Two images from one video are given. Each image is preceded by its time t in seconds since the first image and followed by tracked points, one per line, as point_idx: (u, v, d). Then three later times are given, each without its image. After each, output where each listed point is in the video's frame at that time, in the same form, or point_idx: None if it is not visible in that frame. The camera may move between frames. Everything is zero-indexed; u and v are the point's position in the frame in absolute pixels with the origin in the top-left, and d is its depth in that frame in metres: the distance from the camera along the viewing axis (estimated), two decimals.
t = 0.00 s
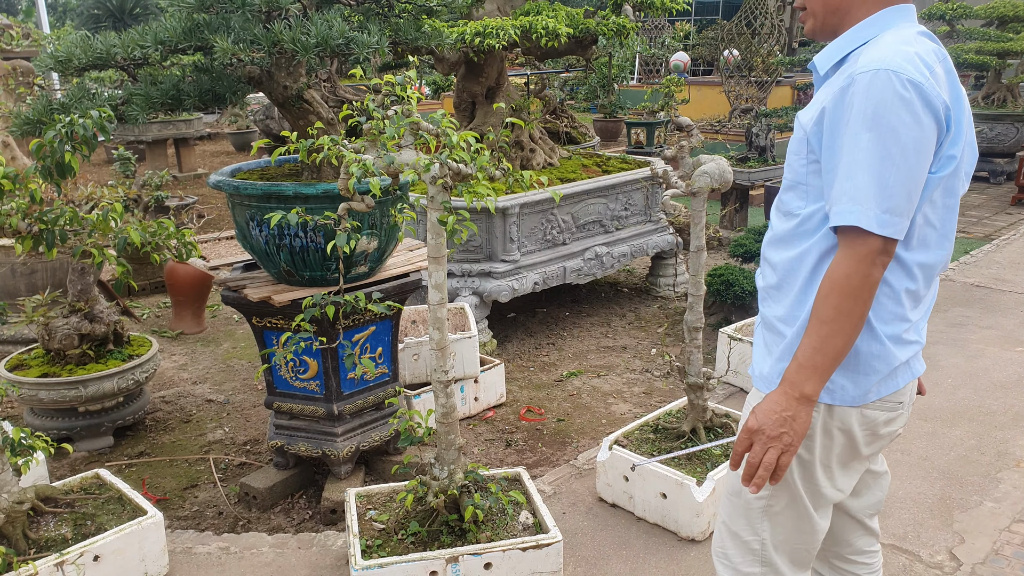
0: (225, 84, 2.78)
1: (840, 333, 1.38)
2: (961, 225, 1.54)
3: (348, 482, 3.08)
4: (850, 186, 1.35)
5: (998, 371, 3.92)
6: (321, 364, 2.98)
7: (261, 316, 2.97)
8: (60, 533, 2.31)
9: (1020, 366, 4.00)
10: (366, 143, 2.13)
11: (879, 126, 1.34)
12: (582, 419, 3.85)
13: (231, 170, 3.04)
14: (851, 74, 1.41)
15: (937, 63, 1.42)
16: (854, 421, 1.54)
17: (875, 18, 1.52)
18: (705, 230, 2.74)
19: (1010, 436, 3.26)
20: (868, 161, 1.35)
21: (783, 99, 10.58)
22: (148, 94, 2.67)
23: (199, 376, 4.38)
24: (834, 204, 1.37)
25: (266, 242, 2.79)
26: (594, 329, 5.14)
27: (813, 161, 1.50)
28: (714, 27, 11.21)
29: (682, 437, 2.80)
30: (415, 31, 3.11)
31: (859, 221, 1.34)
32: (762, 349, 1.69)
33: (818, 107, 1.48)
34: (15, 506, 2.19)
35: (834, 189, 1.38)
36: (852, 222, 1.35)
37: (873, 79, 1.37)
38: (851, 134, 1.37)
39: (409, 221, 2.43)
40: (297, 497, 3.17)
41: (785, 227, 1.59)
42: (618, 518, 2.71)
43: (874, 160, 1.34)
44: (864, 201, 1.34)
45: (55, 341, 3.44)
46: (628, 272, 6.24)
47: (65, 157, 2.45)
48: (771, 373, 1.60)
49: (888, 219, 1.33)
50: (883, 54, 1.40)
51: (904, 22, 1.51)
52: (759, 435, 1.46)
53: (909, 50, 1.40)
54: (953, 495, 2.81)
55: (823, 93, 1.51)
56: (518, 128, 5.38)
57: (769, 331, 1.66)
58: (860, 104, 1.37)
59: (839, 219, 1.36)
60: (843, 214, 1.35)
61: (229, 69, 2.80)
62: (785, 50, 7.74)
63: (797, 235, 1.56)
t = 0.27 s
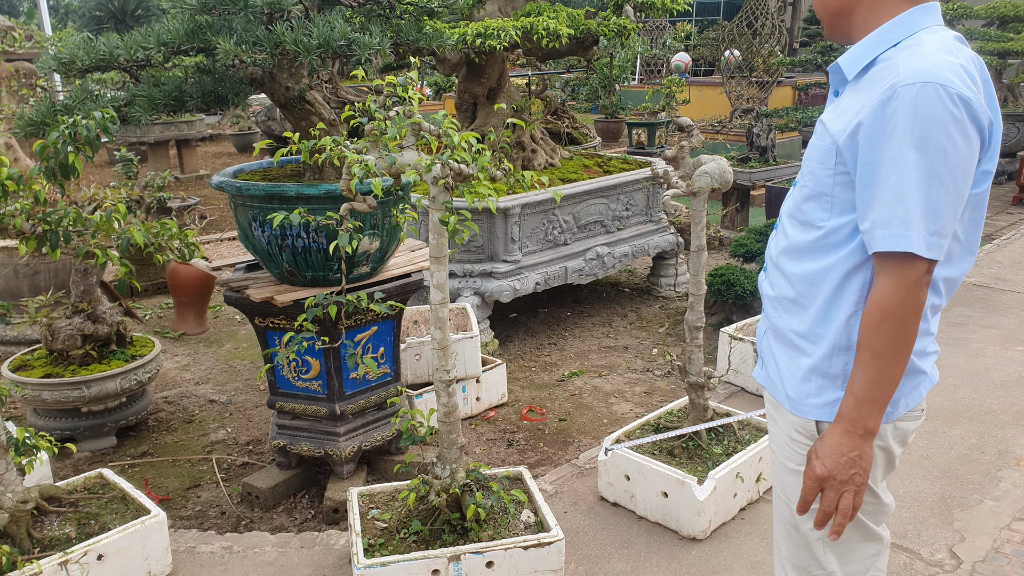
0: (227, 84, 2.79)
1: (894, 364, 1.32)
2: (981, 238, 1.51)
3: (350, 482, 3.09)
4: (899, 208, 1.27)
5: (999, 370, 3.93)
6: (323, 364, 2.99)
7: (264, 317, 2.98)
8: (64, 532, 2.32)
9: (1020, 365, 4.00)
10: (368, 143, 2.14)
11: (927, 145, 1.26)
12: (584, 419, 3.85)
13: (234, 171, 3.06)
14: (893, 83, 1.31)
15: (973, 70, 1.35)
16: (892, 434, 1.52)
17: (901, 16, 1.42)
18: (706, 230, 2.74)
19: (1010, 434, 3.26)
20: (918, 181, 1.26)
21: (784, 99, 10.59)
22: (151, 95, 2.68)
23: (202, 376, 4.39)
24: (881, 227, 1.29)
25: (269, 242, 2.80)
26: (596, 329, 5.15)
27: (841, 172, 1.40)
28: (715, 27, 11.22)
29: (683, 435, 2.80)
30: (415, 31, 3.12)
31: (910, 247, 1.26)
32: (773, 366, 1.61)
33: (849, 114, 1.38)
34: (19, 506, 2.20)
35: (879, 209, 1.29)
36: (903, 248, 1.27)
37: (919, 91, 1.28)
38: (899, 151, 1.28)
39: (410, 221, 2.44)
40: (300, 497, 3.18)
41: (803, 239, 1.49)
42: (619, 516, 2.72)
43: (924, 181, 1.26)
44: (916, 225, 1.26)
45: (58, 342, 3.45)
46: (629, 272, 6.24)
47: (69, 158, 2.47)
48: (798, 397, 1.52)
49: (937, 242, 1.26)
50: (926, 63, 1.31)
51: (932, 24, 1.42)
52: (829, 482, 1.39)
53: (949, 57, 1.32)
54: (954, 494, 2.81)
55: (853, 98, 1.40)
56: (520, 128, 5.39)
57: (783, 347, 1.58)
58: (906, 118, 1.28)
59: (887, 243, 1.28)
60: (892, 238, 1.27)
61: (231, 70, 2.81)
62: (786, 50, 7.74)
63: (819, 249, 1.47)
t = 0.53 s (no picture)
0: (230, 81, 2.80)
1: (952, 391, 1.20)
2: (1020, 242, 1.42)
3: (352, 477, 3.10)
4: (950, 225, 1.16)
5: (999, 368, 3.94)
6: (326, 360, 3.00)
7: (267, 313, 2.99)
8: (69, 525, 2.34)
9: (1020, 363, 4.01)
10: (371, 139, 2.15)
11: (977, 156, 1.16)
12: (585, 416, 3.86)
13: (238, 167, 3.08)
14: (935, 88, 1.20)
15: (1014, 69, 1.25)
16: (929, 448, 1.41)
17: (931, 9, 1.30)
18: (707, 227, 2.75)
19: (1010, 432, 3.27)
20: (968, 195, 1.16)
21: (785, 99, 10.61)
22: (155, 91, 2.70)
23: (204, 374, 4.40)
24: (931, 244, 1.17)
25: (272, 238, 2.81)
26: (597, 327, 5.16)
27: (874, 183, 1.29)
28: (716, 28, 11.25)
29: (684, 431, 2.81)
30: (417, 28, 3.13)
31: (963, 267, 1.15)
32: (796, 382, 1.51)
33: (884, 121, 1.27)
34: (24, 499, 2.22)
35: (925, 225, 1.18)
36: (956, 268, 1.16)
37: (965, 98, 1.17)
38: (947, 162, 1.17)
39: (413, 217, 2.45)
40: (302, 493, 3.19)
41: (831, 252, 1.39)
42: (620, 512, 2.73)
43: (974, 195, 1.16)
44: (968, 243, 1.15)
45: (62, 338, 3.47)
46: (630, 271, 6.25)
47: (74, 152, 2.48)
48: (830, 422, 1.41)
49: (990, 258, 1.16)
50: (969, 65, 1.20)
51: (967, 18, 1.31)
52: (888, 521, 1.26)
53: (992, 58, 1.21)
54: (953, 490, 2.82)
55: (886, 101, 1.29)
56: (522, 127, 5.40)
57: (808, 364, 1.47)
58: (951, 127, 1.17)
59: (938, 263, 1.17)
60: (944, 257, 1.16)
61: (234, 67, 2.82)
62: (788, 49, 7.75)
63: (848, 262, 1.36)
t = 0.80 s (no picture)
0: (235, 81, 2.81)
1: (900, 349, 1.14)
2: None
3: (354, 478, 3.10)
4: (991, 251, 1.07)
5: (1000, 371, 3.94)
6: (328, 360, 3.01)
7: (270, 313, 3.00)
8: (71, 524, 2.34)
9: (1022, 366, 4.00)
10: (375, 139, 2.16)
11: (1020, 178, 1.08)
12: (587, 418, 3.87)
13: (241, 168, 3.09)
14: (973, 105, 1.13)
15: None
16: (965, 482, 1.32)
17: (963, 18, 1.23)
18: (709, 229, 2.76)
19: (1012, 435, 3.27)
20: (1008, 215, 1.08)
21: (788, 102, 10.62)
22: (160, 91, 2.72)
23: (207, 374, 4.41)
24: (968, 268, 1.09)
25: (275, 238, 2.82)
26: (599, 329, 5.16)
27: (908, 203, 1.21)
28: (719, 30, 11.26)
29: (686, 433, 2.82)
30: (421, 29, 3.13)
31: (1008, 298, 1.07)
32: (819, 407, 1.43)
33: (918, 138, 1.19)
34: (28, 497, 2.22)
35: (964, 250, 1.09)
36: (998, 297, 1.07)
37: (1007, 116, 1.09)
38: (988, 182, 1.08)
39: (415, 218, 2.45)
40: (303, 493, 3.19)
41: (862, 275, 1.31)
42: (622, 513, 2.73)
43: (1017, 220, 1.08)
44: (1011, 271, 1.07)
45: (65, 337, 3.48)
46: (632, 273, 6.25)
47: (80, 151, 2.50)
48: (858, 453, 1.33)
49: None
50: (1010, 80, 1.12)
51: (999, 28, 1.23)
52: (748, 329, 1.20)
53: None
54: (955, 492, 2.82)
55: (919, 118, 1.22)
56: (524, 128, 5.40)
57: (831, 391, 1.39)
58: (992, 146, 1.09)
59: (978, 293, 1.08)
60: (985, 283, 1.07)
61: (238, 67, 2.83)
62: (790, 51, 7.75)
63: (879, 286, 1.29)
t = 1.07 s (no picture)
0: (235, 81, 2.81)
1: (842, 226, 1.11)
2: None
3: (352, 478, 3.10)
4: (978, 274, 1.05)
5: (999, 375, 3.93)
6: (327, 361, 3.00)
7: (269, 313, 2.99)
8: (68, 524, 2.34)
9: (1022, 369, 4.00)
10: (374, 140, 2.15)
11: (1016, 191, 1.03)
12: (586, 419, 3.86)
13: (240, 168, 3.08)
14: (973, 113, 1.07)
15: None
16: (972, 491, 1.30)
17: (976, 24, 1.17)
18: (708, 231, 2.75)
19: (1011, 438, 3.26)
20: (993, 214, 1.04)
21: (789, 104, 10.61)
22: (159, 91, 2.72)
23: (206, 374, 4.41)
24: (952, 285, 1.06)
25: (274, 239, 2.82)
26: (599, 331, 5.16)
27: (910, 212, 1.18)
28: (720, 32, 11.25)
29: (684, 435, 2.81)
30: (420, 30, 3.13)
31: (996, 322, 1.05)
32: (827, 409, 1.42)
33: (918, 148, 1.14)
34: (25, 497, 2.21)
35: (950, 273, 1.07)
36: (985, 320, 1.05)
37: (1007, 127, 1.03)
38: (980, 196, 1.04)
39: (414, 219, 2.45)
40: (301, 494, 3.19)
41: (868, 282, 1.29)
42: (620, 515, 2.73)
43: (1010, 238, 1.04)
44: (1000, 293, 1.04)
45: (64, 337, 3.48)
46: (633, 275, 6.25)
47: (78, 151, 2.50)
48: (860, 458, 1.33)
49: None
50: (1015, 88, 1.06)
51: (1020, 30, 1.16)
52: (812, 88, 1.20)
53: None
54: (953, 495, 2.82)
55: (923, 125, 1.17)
56: (525, 130, 5.40)
57: (838, 395, 1.39)
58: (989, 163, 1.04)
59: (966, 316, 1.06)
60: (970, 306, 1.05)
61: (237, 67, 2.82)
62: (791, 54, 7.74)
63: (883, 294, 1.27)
